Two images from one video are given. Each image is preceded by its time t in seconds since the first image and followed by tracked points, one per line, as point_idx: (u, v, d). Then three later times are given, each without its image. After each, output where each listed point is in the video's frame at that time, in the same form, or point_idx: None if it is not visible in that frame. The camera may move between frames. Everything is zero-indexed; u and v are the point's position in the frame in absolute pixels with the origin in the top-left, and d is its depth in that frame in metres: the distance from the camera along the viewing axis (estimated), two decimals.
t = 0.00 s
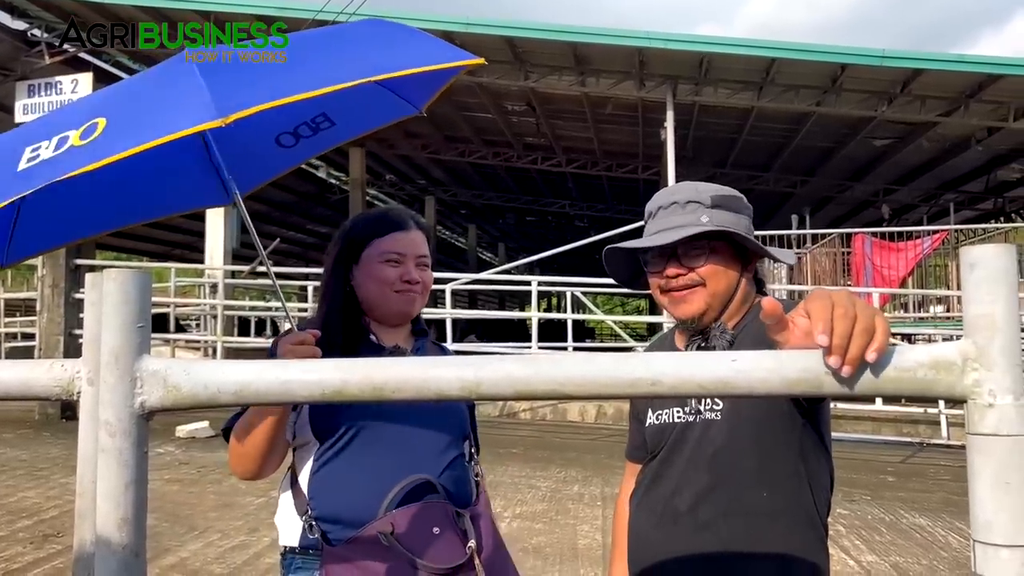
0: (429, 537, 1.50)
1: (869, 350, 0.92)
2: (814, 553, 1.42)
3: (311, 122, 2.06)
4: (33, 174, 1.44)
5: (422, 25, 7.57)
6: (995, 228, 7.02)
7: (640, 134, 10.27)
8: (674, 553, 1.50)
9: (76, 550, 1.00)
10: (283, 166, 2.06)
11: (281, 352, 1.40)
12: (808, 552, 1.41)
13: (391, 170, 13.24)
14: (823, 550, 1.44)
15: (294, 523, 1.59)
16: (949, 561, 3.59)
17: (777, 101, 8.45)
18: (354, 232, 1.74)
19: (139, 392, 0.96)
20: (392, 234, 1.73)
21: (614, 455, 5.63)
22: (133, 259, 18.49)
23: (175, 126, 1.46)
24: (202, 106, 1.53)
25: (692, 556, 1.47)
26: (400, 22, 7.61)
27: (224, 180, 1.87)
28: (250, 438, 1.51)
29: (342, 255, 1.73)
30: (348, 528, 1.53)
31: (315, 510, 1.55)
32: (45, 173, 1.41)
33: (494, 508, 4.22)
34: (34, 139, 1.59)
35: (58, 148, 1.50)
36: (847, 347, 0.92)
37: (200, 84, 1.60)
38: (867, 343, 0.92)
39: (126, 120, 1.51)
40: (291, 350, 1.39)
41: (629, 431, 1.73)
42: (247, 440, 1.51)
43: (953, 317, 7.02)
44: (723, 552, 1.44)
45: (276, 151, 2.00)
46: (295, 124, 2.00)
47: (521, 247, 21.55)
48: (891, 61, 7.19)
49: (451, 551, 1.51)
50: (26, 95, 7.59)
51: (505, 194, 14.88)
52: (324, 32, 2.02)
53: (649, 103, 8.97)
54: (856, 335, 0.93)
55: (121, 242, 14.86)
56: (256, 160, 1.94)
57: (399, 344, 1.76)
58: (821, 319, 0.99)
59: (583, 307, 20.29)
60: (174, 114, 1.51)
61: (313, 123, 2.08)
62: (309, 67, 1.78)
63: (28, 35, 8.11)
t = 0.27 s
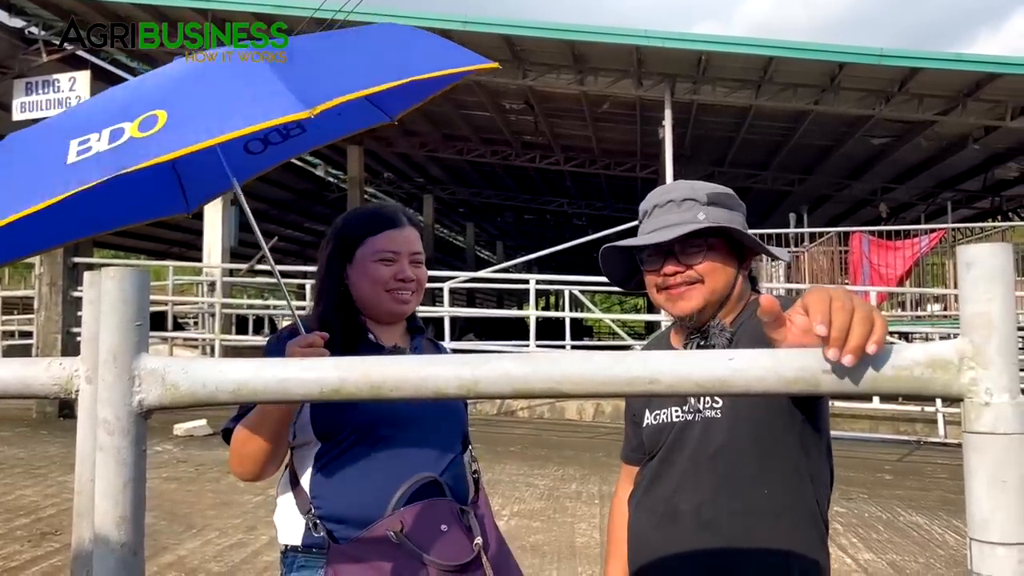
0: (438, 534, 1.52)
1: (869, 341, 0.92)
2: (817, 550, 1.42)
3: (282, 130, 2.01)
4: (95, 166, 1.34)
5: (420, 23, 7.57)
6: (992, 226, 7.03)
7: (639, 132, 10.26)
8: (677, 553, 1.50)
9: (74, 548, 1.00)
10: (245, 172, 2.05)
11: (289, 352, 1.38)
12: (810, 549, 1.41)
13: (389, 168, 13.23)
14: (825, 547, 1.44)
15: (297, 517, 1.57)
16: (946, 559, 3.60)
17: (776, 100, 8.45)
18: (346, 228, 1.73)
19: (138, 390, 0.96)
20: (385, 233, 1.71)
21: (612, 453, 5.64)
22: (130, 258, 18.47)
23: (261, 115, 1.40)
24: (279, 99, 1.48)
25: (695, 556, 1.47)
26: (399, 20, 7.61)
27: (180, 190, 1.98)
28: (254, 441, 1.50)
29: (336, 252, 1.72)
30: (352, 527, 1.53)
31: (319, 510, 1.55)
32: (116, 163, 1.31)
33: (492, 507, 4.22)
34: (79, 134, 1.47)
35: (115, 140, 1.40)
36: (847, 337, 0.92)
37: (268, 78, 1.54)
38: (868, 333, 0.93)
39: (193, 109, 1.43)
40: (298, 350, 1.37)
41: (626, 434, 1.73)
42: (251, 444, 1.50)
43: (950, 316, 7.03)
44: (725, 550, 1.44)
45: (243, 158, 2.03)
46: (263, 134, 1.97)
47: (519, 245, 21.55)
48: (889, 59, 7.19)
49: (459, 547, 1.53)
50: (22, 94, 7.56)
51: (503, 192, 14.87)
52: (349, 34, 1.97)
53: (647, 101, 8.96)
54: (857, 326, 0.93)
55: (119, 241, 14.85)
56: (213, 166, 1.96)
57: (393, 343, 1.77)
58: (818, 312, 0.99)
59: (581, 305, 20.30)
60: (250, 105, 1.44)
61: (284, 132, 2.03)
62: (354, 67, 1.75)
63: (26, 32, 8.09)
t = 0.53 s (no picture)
0: (437, 536, 1.52)
1: (873, 335, 0.93)
2: (820, 542, 1.42)
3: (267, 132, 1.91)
4: (155, 167, 1.28)
5: (419, 21, 7.57)
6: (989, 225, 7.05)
7: (637, 131, 10.27)
8: (681, 550, 1.50)
9: (74, 542, 1.00)
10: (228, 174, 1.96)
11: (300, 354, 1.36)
12: (813, 541, 1.41)
13: (388, 166, 13.22)
14: (827, 539, 1.44)
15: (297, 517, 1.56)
16: (944, 557, 3.60)
17: (774, 98, 8.46)
18: (341, 225, 1.72)
19: (138, 385, 0.96)
20: (377, 227, 1.71)
21: (610, 451, 5.64)
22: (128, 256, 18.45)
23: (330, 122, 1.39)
24: (345, 106, 1.47)
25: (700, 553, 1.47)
26: (397, 18, 7.61)
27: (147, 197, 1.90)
28: (260, 442, 1.46)
29: (330, 250, 1.72)
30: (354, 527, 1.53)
31: (319, 510, 1.54)
32: (180, 163, 1.26)
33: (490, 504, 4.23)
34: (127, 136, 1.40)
35: (172, 140, 1.35)
36: (849, 331, 0.92)
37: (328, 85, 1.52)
38: (871, 327, 0.93)
39: (255, 113, 1.40)
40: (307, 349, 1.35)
41: (624, 435, 1.73)
42: (257, 445, 1.46)
43: (948, 314, 7.04)
44: (729, 545, 1.44)
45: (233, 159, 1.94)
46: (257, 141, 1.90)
47: (517, 244, 21.54)
48: (887, 58, 7.20)
49: (458, 549, 1.53)
50: (21, 91, 7.50)
51: (501, 191, 14.86)
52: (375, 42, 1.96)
53: (646, 99, 8.96)
54: (859, 320, 0.94)
55: (117, 239, 14.83)
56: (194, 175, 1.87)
57: (390, 339, 1.78)
58: (819, 307, 0.99)
59: (579, 304, 20.31)
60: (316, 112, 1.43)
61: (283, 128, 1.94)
62: (397, 74, 1.75)
63: (24, 30, 8.09)
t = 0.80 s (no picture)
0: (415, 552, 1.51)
1: (873, 334, 0.92)
2: (820, 536, 1.43)
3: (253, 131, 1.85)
4: (163, 179, 1.24)
5: (418, 20, 7.56)
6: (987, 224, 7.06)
7: (636, 129, 10.26)
8: (682, 547, 1.50)
9: (74, 540, 1.00)
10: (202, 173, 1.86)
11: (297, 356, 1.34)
12: (814, 536, 1.42)
13: (386, 164, 13.21)
14: (827, 533, 1.45)
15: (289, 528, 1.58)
16: (942, 556, 3.61)
17: (773, 97, 8.46)
18: (353, 216, 1.70)
19: (137, 382, 0.95)
20: (392, 221, 1.72)
21: (608, 450, 5.65)
22: (127, 254, 18.44)
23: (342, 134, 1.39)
24: (355, 116, 1.48)
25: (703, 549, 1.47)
26: (396, 16, 7.60)
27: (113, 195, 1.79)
28: (256, 445, 1.45)
29: (341, 239, 1.69)
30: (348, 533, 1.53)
31: (305, 519, 1.55)
32: (191, 176, 1.22)
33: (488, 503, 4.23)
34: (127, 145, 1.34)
35: (178, 151, 1.30)
36: (850, 329, 0.92)
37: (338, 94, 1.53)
38: (871, 326, 0.92)
39: (264, 124, 1.37)
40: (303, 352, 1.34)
41: (620, 436, 1.73)
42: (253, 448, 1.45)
43: (946, 313, 7.05)
44: (731, 541, 1.44)
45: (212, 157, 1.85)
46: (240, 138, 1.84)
47: (516, 242, 21.54)
48: (886, 56, 7.20)
49: (438, 561, 1.53)
50: (18, 89, 7.48)
51: (500, 189, 14.86)
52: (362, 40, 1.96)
53: (644, 98, 8.96)
54: (860, 318, 0.93)
55: (115, 237, 14.81)
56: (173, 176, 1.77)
57: (383, 337, 1.77)
58: (821, 304, 0.98)
59: (578, 302, 20.32)
60: (326, 124, 1.43)
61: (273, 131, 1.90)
62: (394, 79, 1.75)
63: (21, 28, 8.07)
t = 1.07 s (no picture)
0: (398, 550, 1.48)
1: (873, 333, 0.92)
2: (820, 532, 1.42)
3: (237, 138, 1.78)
4: (106, 200, 1.18)
5: (416, 18, 7.55)
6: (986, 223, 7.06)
7: (635, 128, 10.26)
8: (682, 545, 1.50)
9: (72, 539, 1.00)
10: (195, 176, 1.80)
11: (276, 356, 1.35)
12: (814, 532, 1.42)
13: (384, 163, 13.20)
14: (827, 530, 1.45)
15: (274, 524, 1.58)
16: (940, 554, 3.61)
17: (771, 96, 8.46)
18: (343, 216, 1.70)
19: (136, 380, 0.95)
20: (380, 222, 1.72)
21: (607, 449, 5.65)
22: (124, 252, 18.41)
23: (286, 147, 1.25)
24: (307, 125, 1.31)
25: (703, 548, 1.46)
26: (395, 14, 7.59)
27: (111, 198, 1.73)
28: (237, 444, 1.46)
29: (331, 237, 1.69)
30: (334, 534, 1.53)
31: (291, 519, 1.54)
32: (133, 195, 1.16)
33: (486, 501, 4.23)
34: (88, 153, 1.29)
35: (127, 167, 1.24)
36: (850, 328, 0.92)
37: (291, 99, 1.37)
38: (871, 325, 0.92)
39: (213, 133, 1.28)
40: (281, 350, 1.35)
41: (616, 437, 1.74)
42: (234, 447, 1.46)
43: (944, 312, 7.06)
44: (731, 538, 1.44)
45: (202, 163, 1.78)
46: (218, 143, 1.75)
47: (514, 241, 21.54)
48: (885, 56, 7.20)
49: (422, 560, 1.49)
50: (16, 87, 7.45)
51: (498, 188, 14.85)
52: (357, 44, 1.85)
53: (643, 97, 8.96)
54: (860, 317, 0.93)
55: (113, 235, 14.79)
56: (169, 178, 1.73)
57: (371, 336, 1.75)
58: (821, 303, 0.98)
59: (576, 301, 20.33)
60: (275, 133, 1.28)
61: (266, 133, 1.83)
62: (372, 85, 1.62)
63: (19, 26, 8.06)
